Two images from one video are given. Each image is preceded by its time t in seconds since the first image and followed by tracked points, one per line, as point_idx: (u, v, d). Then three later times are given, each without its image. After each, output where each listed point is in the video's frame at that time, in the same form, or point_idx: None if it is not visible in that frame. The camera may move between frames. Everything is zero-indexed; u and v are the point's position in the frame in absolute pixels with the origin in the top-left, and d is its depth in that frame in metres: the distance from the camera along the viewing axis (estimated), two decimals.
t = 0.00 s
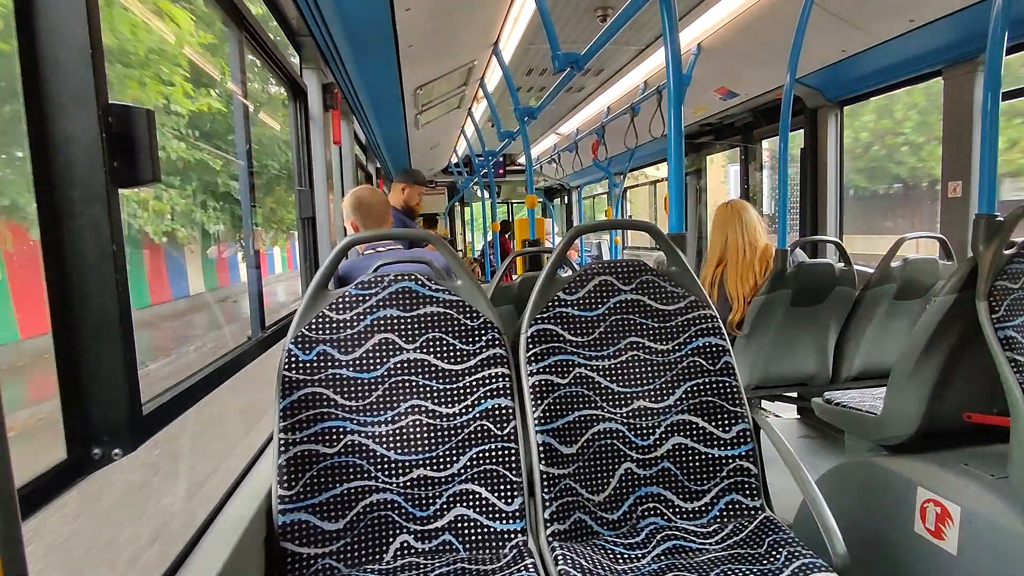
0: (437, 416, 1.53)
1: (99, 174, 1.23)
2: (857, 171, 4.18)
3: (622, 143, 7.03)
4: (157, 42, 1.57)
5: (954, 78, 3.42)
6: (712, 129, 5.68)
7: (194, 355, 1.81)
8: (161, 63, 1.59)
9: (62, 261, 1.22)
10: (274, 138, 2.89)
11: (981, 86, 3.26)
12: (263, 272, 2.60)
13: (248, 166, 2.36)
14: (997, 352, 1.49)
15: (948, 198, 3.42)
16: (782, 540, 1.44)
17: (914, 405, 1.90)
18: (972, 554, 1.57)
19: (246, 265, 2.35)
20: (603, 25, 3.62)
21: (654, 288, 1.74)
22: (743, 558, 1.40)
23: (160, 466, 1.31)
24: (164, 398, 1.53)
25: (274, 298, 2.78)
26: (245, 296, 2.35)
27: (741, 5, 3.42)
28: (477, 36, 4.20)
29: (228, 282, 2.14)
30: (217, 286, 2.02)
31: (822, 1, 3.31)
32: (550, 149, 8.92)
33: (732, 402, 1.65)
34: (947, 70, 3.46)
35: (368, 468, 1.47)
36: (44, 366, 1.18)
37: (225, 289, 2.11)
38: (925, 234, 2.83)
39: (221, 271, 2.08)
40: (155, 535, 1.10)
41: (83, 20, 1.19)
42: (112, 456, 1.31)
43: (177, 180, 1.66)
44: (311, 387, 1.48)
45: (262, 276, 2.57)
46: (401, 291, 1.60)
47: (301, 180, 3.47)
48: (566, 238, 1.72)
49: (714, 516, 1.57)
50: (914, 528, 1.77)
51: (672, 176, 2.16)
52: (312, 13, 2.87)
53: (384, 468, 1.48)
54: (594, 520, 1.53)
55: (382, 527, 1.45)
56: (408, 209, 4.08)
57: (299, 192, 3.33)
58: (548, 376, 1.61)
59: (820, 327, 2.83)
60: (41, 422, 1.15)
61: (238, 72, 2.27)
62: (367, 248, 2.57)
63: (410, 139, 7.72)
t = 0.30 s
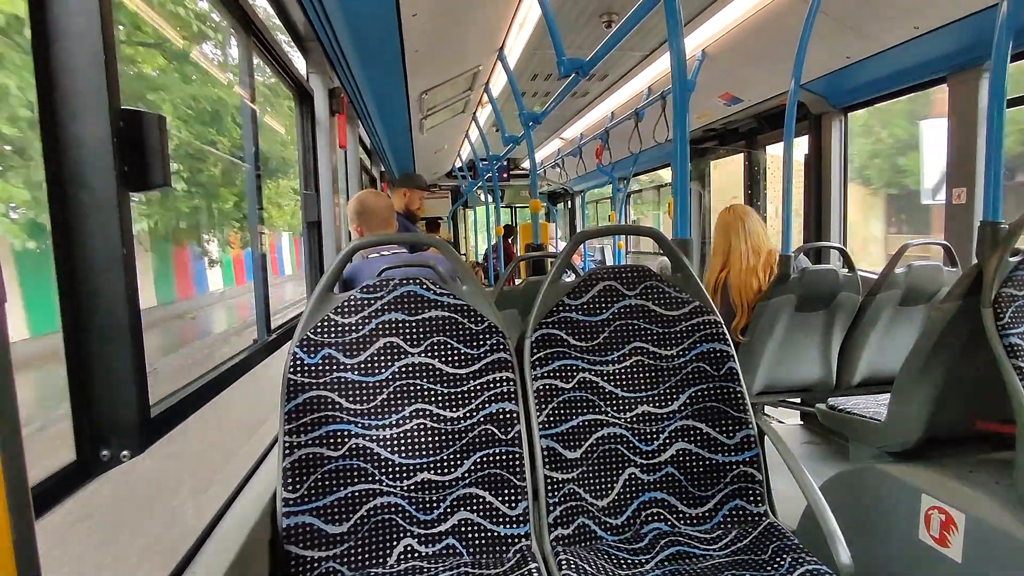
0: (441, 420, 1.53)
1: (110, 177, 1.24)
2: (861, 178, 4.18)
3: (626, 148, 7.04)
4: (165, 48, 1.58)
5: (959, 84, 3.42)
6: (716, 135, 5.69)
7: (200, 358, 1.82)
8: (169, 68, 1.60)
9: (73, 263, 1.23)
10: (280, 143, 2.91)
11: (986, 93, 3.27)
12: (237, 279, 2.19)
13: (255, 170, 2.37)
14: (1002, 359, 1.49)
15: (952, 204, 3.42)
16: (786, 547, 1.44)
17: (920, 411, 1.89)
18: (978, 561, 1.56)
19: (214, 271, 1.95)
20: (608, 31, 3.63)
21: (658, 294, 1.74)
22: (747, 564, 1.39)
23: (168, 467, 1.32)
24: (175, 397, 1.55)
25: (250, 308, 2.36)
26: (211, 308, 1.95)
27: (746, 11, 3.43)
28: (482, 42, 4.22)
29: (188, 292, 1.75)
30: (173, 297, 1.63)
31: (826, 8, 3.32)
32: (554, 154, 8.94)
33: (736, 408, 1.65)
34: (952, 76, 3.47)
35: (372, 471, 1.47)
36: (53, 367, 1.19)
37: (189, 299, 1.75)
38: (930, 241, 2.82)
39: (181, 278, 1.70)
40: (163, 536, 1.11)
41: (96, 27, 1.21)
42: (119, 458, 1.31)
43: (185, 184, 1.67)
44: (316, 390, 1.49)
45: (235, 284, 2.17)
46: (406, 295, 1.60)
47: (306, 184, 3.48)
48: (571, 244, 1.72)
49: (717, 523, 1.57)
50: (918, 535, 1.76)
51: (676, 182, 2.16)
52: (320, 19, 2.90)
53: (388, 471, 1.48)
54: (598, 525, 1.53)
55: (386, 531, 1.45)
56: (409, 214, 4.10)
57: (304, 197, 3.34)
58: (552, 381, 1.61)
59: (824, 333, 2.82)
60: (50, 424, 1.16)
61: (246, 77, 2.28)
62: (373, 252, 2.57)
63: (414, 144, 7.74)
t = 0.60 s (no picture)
0: (440, 425, 1.52)
1: (102, 183, 1.24)
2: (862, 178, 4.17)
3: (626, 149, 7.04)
4: (159, 54, 1.58)
5: (958, 85, 3.41)
6: (715, 136, 5.69)
7: (195, 365, 1.82)
8: (161, 73, 1.60)
9: (67, 270, 1.23)
10: (277, 147, 2.91)
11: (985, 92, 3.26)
12: (200, 288, 1.88)
13: (252, 176, 2.37)
14: (1004, 360, 1.48)
15: (953, 206, 3.42)
16: (787, 551, 1.43)
17: (921, 413, 1.88)
18: (981, 564, 1.55)
19: (167, 281, 1.62)
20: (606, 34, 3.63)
21: (657, 296, 1.73)
22: (748, 568, 1.38)
23: (162, 475, 1.31)
24: (166, 408, 1.55)
25: (217, 324, 2.03)
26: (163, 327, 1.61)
27: (744, 12, 3.43)
28: (480, 45, 4.22)
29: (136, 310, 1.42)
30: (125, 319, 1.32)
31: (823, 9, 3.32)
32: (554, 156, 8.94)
33: (736, 410, 1.64)
34: (951, 76, 3.46)
35: (371, 476, 1.47)
36: (47, 375, 1.19)
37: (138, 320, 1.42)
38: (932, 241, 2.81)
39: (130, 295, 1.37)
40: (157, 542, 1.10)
41: (87, 33, 1.21)
42: (114, 466, 1.31)
43: (180, 190, 1.67)
44: (314, 395, 1.49)
45: (196, 294, 1.85)
46: (404, 299, 1.60)
47: (305, 189, 3.48)
48: (570, 247, 1.72)
49: (718, 526, 1.56)
50: (921, 537, 1.75)
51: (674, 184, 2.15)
52: (318, 24, 2.91)
53: (387, 477, 1.47)
54: (598, 529, 1.52)
55: (385, 537, 1.44)
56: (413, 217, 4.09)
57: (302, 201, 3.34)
58: (551, 384, 1.61)
59: (825, 334, 2.81)
60: (44, 432, 1.16)
61: (242, 81, 2.28)
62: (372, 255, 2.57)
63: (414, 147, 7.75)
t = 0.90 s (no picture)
0: (442, 423, 1.54)
1: (113, 183, 1.26)
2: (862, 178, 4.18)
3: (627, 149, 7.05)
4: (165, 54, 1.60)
5: (958, 85, 3.42)
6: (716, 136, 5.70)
7: (199, 363, 1.84)
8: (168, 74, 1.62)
9: (77, 269, 1.25)
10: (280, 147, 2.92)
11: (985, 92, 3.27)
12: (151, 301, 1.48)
13: (257, 175, 2.39)
14: (1003, 358, 1.50)
15: (952, 204, 3.43)
16: (787, 548, 1.44)
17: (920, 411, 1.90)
18: (979, 560, 1.56)
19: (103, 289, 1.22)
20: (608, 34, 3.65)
21: (658, 295, 1.75)
22: (748, 565, 1.39)
23: (170, 470, 1.33)
24: (172, 406, 1.57)
25: (172, 346, 1.63)
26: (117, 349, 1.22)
27: (744, 13, 3.45)
28: (482, 45, 4.24)
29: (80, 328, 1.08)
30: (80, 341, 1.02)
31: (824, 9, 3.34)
32: (555, 156, 8.96)
33: (736, 409, 1.65)
34: (951, 76, 3.47)
35: (374, 474, 1.48)
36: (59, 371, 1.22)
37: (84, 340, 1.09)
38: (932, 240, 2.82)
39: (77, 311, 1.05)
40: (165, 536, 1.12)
41: (98, 35, 1.23)
42: (122, 461, 1.34)
43: (186, 188, 1.69)
44: (318, 394, 1.50)
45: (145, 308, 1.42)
46: (407, 298, 1.62)
47: (307, 188, 3.50)
48: (572, 246, 1.73)
49: (718, 523, 1.57)
50: (920, 534, 1.76)
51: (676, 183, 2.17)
52: (321, 25, 2.92)
53: (390, 474, 1.49)
54: (599, 526, 1.53)
55: (387, 533, 1.45)
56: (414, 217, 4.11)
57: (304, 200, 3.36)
58: (552, 382, 1.63)
59: (826, 333, 2.82)
60: (54, 428, 1.18)
61: (246, 81, 2.30)
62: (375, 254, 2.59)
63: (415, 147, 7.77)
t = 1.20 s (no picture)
0: (435, 425, 1.53)
1: (96, 188, 1.26)
2: (858, 178, 4.18)
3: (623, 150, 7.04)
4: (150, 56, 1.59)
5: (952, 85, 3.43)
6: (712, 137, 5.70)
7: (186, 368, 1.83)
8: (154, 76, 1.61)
9: (60, 275, 1.25)
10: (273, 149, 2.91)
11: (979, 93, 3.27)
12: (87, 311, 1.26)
13: (248, 177, 2.38)
14: (997, 360, 1.49)
15: (948, 204, 3.43)
16: (781, 551, 1.43)
17: (914, 413, 1.89)
18: (975, 563, 1.56)
19: None
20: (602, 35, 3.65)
21: (651, 297, 1.74)
22: (741, 568, 1.39)
23: (154, 475, 1.33)
24: (157, 412, 1.56)
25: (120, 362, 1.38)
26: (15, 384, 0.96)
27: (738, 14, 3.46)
28: (477, 46, 4.23)
29: None
30: None
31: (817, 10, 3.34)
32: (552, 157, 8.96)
33: (730, 410, 1.64)
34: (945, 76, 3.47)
35: (365, 477, 1.47)
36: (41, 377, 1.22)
37: None
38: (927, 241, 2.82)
39: None
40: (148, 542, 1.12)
41: (81, 39, 1.23)
42: (106, 467, 1.33)
43: (172, 191, 1.68)
44: (309, 397, 1.49)
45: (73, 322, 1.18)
46: (399, 300, 1.61)
47: (301, 190, 3.49)
48: (564, 248, 1.72)
49: (712, 526, 1.56)
50: (916, 537, 1.76)
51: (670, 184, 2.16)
52: (314, 28, 2.92)
53: (382, 477, 1.47)
54: (592, 529, 1.52)
55: (379, 537, 1.44)
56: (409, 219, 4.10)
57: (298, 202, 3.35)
58: (545, 385, 1.62)
59: (821, 334, 2.82)
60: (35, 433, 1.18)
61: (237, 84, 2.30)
62: (368, 256, 2.58)
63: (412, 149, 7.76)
